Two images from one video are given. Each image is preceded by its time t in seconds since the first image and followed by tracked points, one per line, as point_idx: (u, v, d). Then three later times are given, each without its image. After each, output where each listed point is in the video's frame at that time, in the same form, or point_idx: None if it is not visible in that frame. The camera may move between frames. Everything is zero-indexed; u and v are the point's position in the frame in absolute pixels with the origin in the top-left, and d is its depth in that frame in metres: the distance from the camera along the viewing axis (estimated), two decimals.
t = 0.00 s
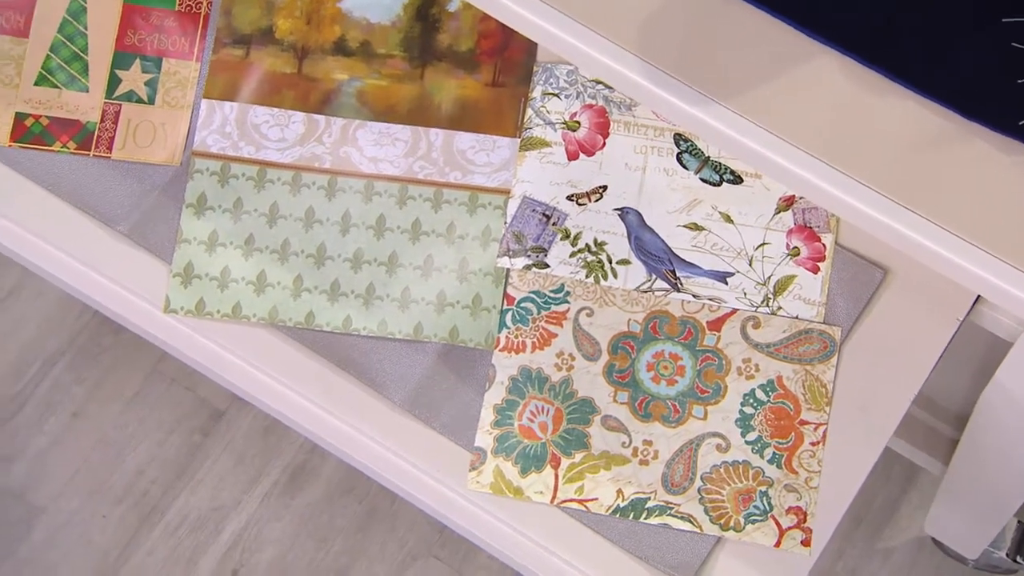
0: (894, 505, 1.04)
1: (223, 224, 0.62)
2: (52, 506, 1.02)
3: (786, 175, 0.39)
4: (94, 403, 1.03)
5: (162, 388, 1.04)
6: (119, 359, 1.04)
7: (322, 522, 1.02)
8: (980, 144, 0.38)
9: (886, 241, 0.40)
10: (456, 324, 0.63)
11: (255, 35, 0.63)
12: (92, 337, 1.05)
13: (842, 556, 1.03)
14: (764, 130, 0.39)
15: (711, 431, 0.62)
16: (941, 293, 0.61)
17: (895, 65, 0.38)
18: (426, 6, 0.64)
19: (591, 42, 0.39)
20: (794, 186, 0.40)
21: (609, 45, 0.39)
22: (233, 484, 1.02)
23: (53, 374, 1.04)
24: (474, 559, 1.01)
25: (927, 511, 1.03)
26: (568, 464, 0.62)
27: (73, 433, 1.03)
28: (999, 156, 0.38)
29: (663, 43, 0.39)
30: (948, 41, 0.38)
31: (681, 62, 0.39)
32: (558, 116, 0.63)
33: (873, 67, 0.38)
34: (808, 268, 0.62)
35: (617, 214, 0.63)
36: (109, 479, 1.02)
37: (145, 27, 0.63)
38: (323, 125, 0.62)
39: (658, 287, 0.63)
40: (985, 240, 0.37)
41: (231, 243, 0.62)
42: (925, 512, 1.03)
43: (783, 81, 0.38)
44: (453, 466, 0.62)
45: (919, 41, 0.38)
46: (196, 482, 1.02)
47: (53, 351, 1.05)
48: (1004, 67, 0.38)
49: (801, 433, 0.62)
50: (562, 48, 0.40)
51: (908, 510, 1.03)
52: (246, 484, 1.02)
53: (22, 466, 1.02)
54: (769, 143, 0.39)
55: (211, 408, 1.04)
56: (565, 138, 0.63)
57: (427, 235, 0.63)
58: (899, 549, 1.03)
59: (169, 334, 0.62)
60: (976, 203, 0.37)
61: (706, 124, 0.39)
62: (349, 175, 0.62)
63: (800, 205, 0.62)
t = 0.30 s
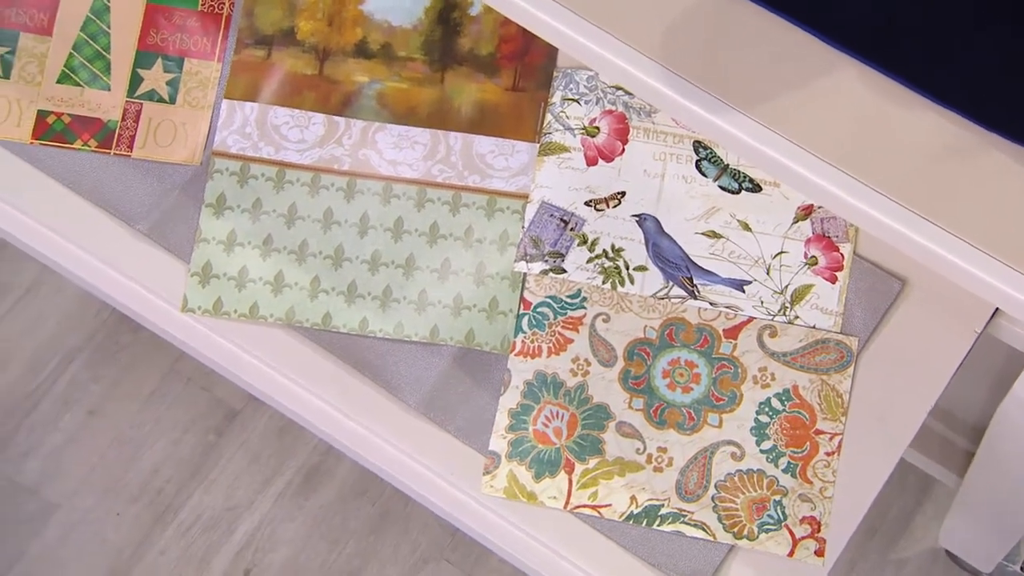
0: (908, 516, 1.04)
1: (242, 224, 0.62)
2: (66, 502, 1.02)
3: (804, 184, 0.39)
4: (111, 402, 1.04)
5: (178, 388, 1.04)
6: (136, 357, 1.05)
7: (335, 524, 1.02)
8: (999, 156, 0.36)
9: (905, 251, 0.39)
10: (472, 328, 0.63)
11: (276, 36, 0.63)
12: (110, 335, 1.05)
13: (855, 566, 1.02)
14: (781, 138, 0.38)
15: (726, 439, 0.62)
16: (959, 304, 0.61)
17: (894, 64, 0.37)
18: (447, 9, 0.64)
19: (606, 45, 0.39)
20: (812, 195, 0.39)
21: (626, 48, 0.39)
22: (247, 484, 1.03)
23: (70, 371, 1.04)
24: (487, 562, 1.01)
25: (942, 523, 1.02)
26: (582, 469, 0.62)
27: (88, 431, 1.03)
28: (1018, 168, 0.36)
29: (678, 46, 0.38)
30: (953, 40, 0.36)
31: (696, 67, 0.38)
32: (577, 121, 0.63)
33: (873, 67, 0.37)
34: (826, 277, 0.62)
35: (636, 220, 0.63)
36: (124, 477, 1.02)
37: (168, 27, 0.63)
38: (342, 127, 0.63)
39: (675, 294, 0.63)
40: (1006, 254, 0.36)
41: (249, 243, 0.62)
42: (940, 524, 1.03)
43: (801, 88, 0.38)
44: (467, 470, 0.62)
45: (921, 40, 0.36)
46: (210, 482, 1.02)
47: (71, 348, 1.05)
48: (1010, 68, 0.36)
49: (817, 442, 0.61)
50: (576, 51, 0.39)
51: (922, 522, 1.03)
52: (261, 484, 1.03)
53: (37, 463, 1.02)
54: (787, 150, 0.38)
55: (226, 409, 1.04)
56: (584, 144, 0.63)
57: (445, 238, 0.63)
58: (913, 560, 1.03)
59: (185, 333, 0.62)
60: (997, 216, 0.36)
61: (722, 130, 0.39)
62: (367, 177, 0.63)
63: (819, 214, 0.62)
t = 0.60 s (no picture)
0: (924, 539, 1.03)
1: (261, 234, 0.62)
2: (81, 510, 1.02)
3: (828, 206, 0.40)
4: (127, 410, 1.03)
5: (194, 397, 1.03)
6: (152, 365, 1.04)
7: (348, 536, 1.02)
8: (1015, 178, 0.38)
9: (920, 268, 0.41)
10: (488, 342, 0.63)
11: (299, 48, 0.63)
12: (127, 343, 1.04)
13: None
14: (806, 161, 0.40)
15: (741, 458, 0.61)
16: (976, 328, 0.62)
17: (897, 73, 0.38)
18: (469, 24, 0.64)
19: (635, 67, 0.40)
20: (834, 216, 0.41)
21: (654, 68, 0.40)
22: (259, 495, 1.02)
23: (87, 378, 1.04)
24: None
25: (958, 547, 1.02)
26: (596, 485, 0.62)
27: (104, 439, 1.02)
28: None
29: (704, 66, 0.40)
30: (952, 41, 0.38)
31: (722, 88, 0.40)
32: (597, 137, 0.63)
33: (876, 75, 0.38)
34: (843, 298, 0.62)
35: (654, 237, 0.63)
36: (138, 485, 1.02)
37: (191, 38, 0.63)
38: (362, 139, 0.63)
39: (692, 312, 0.62)
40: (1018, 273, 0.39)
41: (268, 254, 0.62)
42: (956, 547, 1.02)
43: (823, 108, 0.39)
44: (481, 484, 0.62)
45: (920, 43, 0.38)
46: (224, 491, 1.02)
47: (88, 356, 1.04)
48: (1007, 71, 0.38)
49: (832, 462, 0.61)
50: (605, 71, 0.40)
51: (938, 544, 1.03)
52: (274, 494, 1.02)
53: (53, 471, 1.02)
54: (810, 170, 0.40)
55: (240, 418, 1.04)
56: (604, 160, 0.63)
57: (462, 251, 0.63)
58: None
59: (203, 343, 0.62)
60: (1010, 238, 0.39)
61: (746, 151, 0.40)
62: (386, 191, 0.63)
63: (837, 234, 0.62)
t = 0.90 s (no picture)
0: (938, 569, 0.99)
1: (281, 251, 0.62)
2: (93, 524, 0.91)
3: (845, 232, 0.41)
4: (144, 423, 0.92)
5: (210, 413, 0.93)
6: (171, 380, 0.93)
7: (361, 554, 0.92)
8: None
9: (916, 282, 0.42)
10: (505, 362, 0.63)
11: (321, 66, 0.63)
12: (146, 356, 0.93)
13: None
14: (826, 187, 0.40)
15: (757, 483, 0.61)
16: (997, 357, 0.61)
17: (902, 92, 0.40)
18: (491, 45, 0.64)
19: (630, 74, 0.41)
20: (851, 241, 0.42)
21: (649, 78, 0.41)
22: (273, 512, 0.92)
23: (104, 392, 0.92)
24: None
25: None
26: (611, 508, 0.61)
27: (120, 453, 0.91)
28: None
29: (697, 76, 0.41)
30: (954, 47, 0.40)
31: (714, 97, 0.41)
32: (617, 159, 0.63)
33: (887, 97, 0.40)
34: (862, 324, 0.62)
35: (672, 260, 0.63)
36: (152, 500, 0.91)
37: (214, 55, 0.63)
38: (382, 158, 0.63)
39: (709, 335, 0.62)
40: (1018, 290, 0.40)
41: (287, 270, 0.62)
42: None
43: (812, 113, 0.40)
44: (495, 504, 0.62)
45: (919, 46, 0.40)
46: (238, 507, 0.92)
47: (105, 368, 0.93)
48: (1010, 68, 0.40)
49: (848, 489, 0.61)
50: (604, 79, 0.42)
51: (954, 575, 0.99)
52: (287, 511, 0.92)
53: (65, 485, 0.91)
54: (805, 182, 0.41)
55: (256, 434, 0.93)
56: (623, 182, 0.63)
57: (480, 271, 0.63)
58: None
59: (220, 359, 0.62)
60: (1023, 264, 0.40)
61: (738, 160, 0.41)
62: (406, 210, 0.63)
63: (857, 259, 0.62)
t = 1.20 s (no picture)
0: None
1: (300, 272, 0.62)
2: (110, 541, 0.88)
3: (866, 261, 0.45)
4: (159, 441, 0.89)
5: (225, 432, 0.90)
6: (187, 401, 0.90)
7: None
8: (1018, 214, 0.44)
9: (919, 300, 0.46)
10: (522, 387, 0.63)
11: (343, 89, 0.63)
12: (165, 374, 0.90)
13: None
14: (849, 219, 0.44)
15: (773, 512, 0.61)
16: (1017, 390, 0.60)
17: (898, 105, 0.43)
18: (514, 70, 0.64)
19: (650, 97, 0.45)
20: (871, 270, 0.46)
21: (668, 101, 0.45)
22: (287, 532, 0.89)
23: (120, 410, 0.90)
24: None
25: None
26: (626, 535, 0.61)
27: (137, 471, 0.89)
28: None
29: (711, 97, 0.44)
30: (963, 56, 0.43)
31: (726, 118, 0.44)
32: (637, 186, 0.63)
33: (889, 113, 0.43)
34: (881, 354, 0.61)
35: (691, 287, 0.63)
36: (167, 520, 0.88)
37: (238, 75, 0.63)
38: (403, 181, 0.63)
39: (727, 363, 0.62)
40: (1017, 310, 0.44)
41: (306, 291, 0.62)
42: None
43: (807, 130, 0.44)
44: (510, 528, 0.62)
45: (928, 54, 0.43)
46: (252, 527, 0.89)
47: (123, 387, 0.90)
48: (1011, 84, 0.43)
49: (865, 521, 0.61)
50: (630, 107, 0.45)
51: None
52: (301, 532, 0.89)
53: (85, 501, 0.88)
54: (814, 203, 0.44)
55: (272, 453, 0.90)
56: (643, 208, 0.63)
57: (499, 295, 0.63)
58: None
59: (239, 379, 0.62)
60: None
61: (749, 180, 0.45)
62: (426, 232, 0.63)
63: (877, 290, 0.62)
